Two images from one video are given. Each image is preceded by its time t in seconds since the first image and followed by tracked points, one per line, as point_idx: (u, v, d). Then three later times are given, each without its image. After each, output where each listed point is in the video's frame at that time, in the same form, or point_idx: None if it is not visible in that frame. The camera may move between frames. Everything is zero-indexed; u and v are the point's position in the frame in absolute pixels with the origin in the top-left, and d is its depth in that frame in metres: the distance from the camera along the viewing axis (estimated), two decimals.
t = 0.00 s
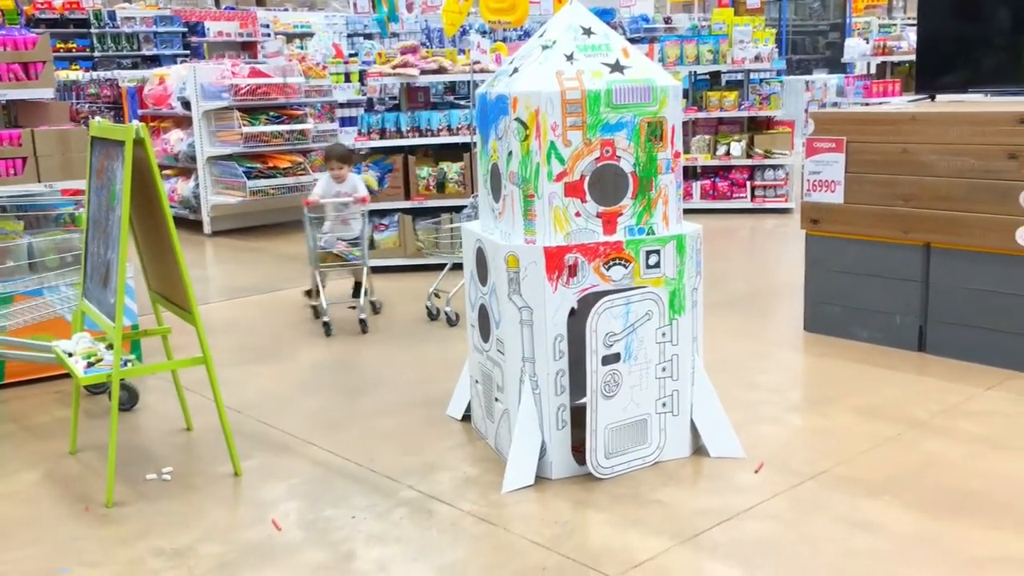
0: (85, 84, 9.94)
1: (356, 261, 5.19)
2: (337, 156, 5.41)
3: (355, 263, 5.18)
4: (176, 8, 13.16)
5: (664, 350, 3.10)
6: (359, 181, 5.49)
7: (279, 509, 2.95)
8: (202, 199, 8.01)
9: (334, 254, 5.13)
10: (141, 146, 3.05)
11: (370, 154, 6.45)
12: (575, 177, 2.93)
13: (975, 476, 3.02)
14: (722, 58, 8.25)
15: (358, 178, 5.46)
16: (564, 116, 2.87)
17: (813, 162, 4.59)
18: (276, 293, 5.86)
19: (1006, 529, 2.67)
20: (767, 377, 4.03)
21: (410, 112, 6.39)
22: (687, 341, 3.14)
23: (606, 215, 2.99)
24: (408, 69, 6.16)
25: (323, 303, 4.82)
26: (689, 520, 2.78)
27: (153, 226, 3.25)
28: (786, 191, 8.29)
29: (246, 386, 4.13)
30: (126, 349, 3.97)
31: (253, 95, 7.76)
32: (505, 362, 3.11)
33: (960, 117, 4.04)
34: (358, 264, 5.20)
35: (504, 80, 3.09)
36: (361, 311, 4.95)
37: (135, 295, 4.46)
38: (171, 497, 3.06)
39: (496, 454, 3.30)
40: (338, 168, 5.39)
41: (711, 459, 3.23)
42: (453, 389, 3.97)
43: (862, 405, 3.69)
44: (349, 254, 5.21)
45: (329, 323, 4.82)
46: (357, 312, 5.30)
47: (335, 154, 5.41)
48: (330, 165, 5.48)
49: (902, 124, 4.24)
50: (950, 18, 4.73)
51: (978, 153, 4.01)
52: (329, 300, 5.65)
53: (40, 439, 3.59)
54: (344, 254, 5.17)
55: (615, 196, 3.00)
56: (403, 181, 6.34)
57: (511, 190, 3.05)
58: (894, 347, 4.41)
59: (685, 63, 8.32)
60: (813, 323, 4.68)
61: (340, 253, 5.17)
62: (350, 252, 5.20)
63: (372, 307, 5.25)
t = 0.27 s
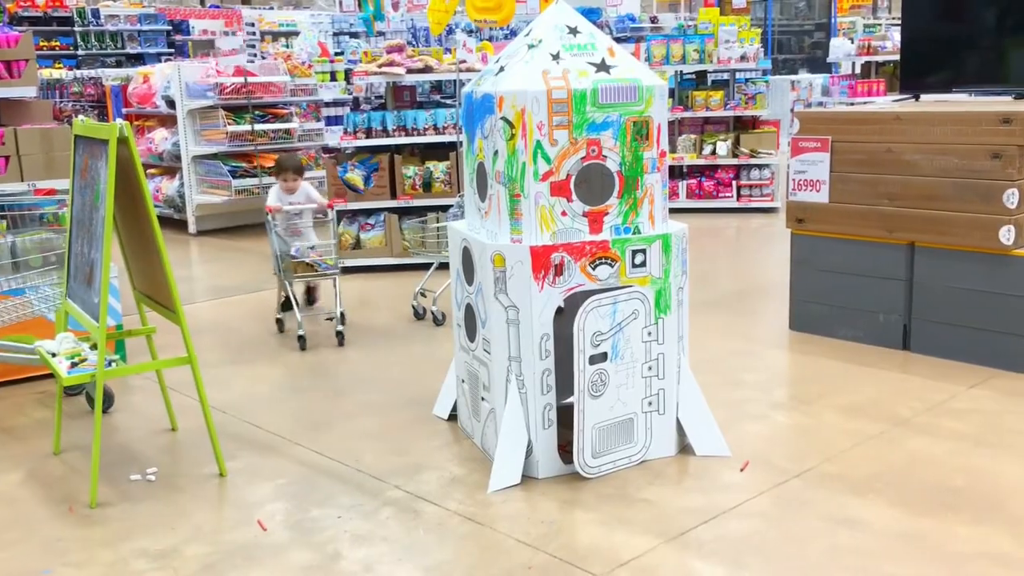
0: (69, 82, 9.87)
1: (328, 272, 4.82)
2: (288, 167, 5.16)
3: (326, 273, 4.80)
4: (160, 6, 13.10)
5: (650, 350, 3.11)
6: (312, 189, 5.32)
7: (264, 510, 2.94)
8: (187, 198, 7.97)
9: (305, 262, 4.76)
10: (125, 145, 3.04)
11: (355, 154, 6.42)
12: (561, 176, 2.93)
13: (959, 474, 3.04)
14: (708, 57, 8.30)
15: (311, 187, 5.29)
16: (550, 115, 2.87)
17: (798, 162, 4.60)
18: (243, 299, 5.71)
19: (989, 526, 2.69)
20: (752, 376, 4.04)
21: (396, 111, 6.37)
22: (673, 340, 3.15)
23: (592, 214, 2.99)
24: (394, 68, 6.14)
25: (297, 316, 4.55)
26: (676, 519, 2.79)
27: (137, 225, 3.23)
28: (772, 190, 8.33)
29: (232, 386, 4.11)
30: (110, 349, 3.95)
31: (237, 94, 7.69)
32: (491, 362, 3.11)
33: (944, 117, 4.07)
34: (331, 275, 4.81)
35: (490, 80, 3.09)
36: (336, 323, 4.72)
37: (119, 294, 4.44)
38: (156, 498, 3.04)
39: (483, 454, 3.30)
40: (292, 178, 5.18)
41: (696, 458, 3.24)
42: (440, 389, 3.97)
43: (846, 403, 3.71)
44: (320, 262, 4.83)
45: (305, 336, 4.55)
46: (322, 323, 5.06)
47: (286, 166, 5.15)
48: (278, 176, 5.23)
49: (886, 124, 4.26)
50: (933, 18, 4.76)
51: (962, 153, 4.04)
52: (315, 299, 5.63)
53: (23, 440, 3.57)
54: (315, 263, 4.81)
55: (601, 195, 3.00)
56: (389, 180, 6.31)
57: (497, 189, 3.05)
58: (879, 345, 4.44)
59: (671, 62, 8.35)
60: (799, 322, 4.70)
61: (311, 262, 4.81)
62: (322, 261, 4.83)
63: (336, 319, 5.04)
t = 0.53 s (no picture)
0: (59, 78, 9.83)
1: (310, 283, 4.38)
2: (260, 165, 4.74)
3: (308, 283, 4.37)
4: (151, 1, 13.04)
5: (642, 346, 3.11)
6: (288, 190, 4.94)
7: (256, 506, 2.93)
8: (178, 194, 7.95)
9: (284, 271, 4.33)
10: (116, 140, 3.02)
11: (347, 150, 6.44)
12: (553, 172, 2.93)
13: (950, 470, 3.05)
14: (700, 54, 8.31)
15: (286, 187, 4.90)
16: (542, 111, 2.87)
17: (790, 159, 4.62)
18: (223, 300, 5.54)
19: (979, 522, 2.70)
20: (744, 373, 4.05)
21: (388, 107, 6.36)
22: (665, 337, 3.15)
23: (584, 211, 2.99)
24: (386, 64, 6.13)
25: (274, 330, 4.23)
26: (667, 515, 2.80)
27: (128, 221, 3.21)
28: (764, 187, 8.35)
29: (223, 382, 4.10)
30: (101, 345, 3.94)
31: (229, 89, 7.70)
32: (483, 358, 3.10)
33: (935, 114, 4.08)
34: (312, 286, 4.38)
35: (482, 76, 3.09)
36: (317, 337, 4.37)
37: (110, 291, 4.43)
38: (146, 495, 3.03)
39: (475, 450, 3.30)
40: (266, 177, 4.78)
41: (688, 454, 3.25)
42: (432, 386, 3.96)
43: (837, 399, 3.72)
44: (301, 271, 4.40)
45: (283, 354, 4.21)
46: (298, 335, 4.78)
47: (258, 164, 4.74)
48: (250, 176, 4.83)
49: (878, 121, 4.27)
50: (925, 15, 4.78)
51: (953, 150, 4.04)
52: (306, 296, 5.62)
53: (13, 437, 3.56)
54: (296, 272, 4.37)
55: (593, 192, 3.00)
56: (381, 177, 6.32)
57: (489, 185, 3.04)
58: (870, 342, 4.45)
59: (663, 59, 8.38)
60: (790, 318, 4.71)
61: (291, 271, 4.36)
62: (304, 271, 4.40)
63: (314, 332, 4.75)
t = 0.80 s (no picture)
0: (55, 72, 9.80)
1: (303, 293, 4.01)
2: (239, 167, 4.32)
3: (301, 293, 4.00)
4: None
5: (639, 342, 3.11)
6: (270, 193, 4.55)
7: (252, 501, 2.93)
8: (175, 189, 7.94)
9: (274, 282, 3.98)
10: (112, 135, 3.02)
11: (343, 145, 6.40)
12: (551, 168, 2.93)
13: (946, 465, 3.06)
14: (698, 50, 8.30)
15: (269, 190, 4.51)
16: (539, 106, 2.87)
17: (788, 154, 4.62)
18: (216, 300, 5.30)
19: (974, 517, 2.71)
20: (741, 368, 4.06)
21: (385, 102, 6.35)
22: (662, 332, 3.16)
23: (581, 206, 2.99)
24: (383, 59, 6.12)
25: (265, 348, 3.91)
26: (663, 510, 2.80)
27: (124, 216, 3.21)
28: (761, 183, 8.35)
29: (220, 377, 4.10)
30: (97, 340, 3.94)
31: (226, 84, 7.65)
32: (480, 354, 3.10)
33: (932, 110, 4.08)
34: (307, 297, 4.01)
35: (480, 71, 3.08)
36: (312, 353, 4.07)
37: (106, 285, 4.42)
38: (142, 490, 3.03)
39: (471, 445, 3.30)
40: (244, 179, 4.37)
41: (684, 449, 3.25)
42: (429, 381, 3.96)
43: (834, 395, 3.72)
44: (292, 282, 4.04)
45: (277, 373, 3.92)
46: (286, 349, 4.46)
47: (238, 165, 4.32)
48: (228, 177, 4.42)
49: (875, 117, 4.27)
50: (923, 11, 4.77)
51: (950, 146, 4.05)
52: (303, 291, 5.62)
53: (10, 431, 3.55)
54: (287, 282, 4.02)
55: (590, 187, 3.00)
56: (378, 172, 6.31)
57: (486, 181, 3.04)
58: (866, 338, 4.46)
59: (660, 55, 8.40)
60: (787, 314, 4.71)
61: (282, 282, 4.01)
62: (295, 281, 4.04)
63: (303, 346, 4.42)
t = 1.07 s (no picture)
0: (56, 67, 9.79)
1: (306, 305, 3.69)
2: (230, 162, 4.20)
3: (304, 305, 3.68)
4: None
5: (639, 338, 3.12)
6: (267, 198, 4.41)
7: (253, 497, 2.94)
8: (176, 184, 7.93)
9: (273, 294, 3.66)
10: (113, 130, 3.02)
11: (344, 141, 6.42)
12: (552, 164, 2.92)
13: (945, 462, 3.06)
14: (699, 46, 8.29)
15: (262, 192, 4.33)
16: (540, 102, 2.87)
17: (789, 151, 4.62)
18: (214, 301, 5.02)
19: (973, 514, 2.71)
20: (742, 365, 4.06)
21: (386, 98, 6.35)
22: (663, 328, 3.16)
23: (582, 202, 2.99)
24: (385, 54, 6.11)
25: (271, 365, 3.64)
26: (663, 506, 2.80)
27: (126, 212, 3.21)
28: (762, 179, 8.34)
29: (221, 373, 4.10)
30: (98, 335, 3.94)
31: (226, 79, 7.69)
32: (480, 349, 3.10)
33: (934, 106, 4.08)
34: (311, 308, 3.69)
35: (481, 67, 3.08)
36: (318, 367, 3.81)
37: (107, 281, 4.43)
38: (143, 485, 3.04)
39: (472, 441, 3.30)
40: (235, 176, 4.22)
41: (684, 446, 3.26)
42: (429, 377, 3.96)
43: (834, 392, 3.72)
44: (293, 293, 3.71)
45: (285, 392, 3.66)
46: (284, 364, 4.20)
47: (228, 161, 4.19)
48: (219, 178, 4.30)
49: (876, 114, 4.27)
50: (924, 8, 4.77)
51: (952, 142, 4.04)
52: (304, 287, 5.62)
53: (11, 426, 3.55)
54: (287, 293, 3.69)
55: (591, 183, 3.00)
56: (379, 167, 6.31)
57: (487, 176, 3.04)
58: (867, 334, 4.46)
59: (661, 51, 8.38)
60: (788, 310, 4.71)
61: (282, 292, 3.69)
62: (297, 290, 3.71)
63: (305, 361, 4.14)
